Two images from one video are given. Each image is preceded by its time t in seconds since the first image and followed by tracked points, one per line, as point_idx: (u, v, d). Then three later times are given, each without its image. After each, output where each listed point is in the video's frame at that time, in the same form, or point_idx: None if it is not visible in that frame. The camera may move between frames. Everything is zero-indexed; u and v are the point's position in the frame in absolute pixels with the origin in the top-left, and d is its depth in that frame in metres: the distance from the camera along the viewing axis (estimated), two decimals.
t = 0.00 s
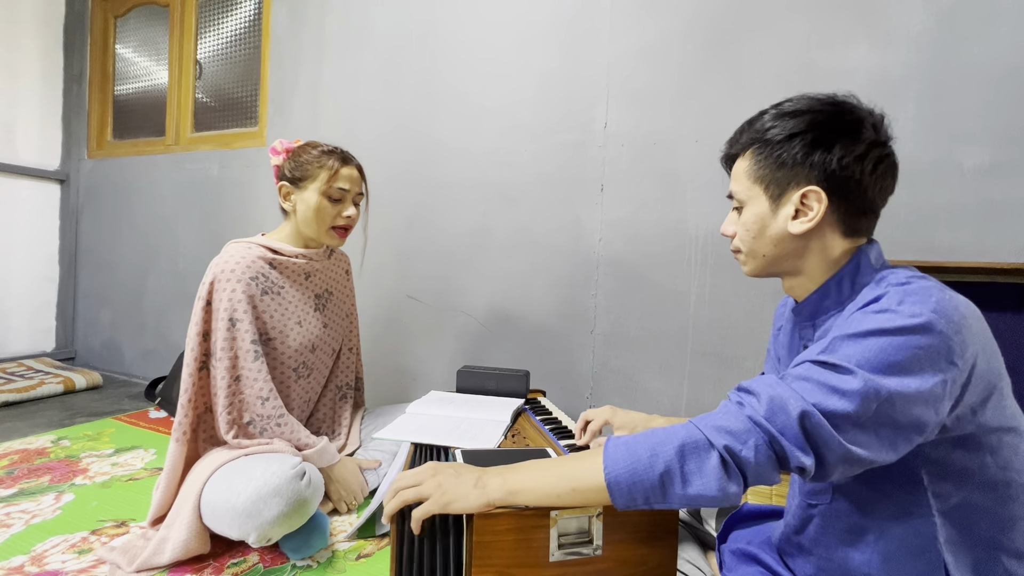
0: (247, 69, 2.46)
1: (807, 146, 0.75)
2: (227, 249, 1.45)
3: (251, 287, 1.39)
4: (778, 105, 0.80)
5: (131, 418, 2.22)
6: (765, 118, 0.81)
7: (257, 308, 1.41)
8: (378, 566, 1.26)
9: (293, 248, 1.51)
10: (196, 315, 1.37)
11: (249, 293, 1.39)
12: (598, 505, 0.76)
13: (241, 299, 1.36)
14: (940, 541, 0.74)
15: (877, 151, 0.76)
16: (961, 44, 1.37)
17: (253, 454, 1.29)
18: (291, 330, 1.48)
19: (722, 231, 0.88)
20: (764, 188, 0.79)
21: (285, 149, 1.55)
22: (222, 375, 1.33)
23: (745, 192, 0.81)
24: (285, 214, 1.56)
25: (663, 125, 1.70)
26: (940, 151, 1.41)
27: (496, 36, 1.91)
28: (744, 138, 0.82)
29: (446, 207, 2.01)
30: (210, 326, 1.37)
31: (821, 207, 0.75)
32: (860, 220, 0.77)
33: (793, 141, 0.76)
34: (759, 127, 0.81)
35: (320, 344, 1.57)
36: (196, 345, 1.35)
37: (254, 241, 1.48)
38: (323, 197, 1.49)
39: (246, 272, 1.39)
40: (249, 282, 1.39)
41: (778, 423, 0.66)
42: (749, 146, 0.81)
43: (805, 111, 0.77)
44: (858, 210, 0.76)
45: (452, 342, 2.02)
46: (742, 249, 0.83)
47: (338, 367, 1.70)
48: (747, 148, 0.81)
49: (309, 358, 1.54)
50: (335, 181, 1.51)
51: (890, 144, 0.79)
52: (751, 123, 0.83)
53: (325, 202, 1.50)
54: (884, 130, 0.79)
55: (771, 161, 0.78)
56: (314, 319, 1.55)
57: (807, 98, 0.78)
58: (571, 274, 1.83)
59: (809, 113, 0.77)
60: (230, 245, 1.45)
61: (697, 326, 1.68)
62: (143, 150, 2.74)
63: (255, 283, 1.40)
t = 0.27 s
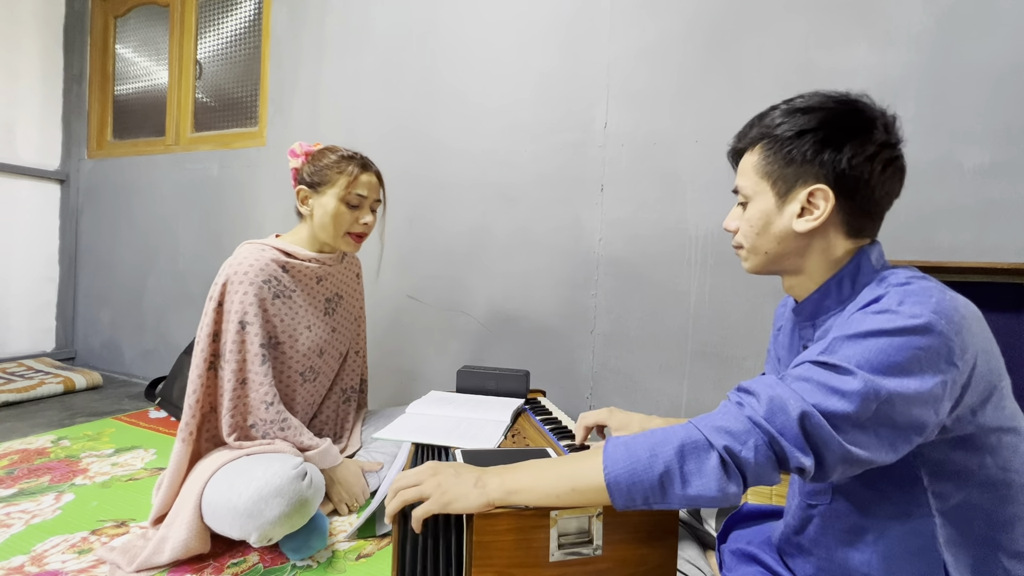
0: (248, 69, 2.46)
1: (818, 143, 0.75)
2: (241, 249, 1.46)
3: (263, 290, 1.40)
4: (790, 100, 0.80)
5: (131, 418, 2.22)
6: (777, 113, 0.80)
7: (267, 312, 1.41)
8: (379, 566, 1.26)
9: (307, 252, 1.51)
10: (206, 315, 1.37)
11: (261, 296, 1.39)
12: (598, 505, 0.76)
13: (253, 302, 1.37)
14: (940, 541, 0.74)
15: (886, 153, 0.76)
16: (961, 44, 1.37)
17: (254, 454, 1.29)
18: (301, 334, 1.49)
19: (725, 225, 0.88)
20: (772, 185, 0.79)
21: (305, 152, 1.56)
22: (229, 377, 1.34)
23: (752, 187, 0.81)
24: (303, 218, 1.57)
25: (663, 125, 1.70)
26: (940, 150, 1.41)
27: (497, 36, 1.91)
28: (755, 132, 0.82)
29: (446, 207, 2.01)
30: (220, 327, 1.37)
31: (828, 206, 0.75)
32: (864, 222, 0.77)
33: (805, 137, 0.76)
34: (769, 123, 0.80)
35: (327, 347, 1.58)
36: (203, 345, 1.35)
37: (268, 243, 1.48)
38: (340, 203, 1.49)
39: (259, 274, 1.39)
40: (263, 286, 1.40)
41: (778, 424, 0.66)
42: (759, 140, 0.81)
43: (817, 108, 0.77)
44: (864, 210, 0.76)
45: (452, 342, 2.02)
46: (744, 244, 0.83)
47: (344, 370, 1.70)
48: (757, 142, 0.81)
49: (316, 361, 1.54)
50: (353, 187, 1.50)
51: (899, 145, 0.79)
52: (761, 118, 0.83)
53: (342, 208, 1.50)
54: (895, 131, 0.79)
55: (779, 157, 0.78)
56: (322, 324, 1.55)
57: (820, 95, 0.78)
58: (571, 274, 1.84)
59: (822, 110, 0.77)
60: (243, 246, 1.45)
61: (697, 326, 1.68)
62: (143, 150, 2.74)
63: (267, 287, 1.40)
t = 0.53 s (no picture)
0: (248, 69, 2.46)
1: (829, 141, 0.75)
2: (253, 249, 1.46)
3: (273, 291, 1.40)
4: (803, 96, 0.79)
5: (131, 418, 2.22)
6: (788, 108, 0.80)
7: (276, 314, 1.41)
8: (379, 566, 1.25)
9: (320, 256, 1.52)
10: (216, 314, 1.38)
11: (270, 298, 1.39)
12: (598, 506, 0.76)
13: (262, 304, 1.37)
14: (940, 542, 0.74)
15: (898, 154, 0.76)
16: (962, 43, 1.37)
17: (255, 453, 1.29)
18: (308, 337, 1.48)
19: (731, 219, 0.88)
20: (780, 182, 0.78)
21: (324, 155, 1.54)
22: (234, 377, 1.34)
23: (760, 182, 0.81)
24: (318, 221, 1.57)
25: (663, 125, 1.70)
26: (940, 150, 1.41)
27: (497, 36, 1.91)
28: (766, 126, 0.82)
29: (446, 207, 2.01)
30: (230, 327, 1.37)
31: (835, 205, 0.75)
32: (871, 224, 0.77)
33: (816, 135, 0.75)
34: (781, 118, 0.80)
35: (333, 350, 1.57)
36: (212, 343, 1.35)
37: (281, 244, 1.48)
38: (356, 210, 1.49)
39: (271, 276, 1.39)
40: (273, 288, 1.39)
41: (779, 426, 0.66)
42: (770, 135, 0.81)
43: (830, 104, 0.77)
44: (871, 211, 0.76)
45: (452, 342, 2.02)
46: (749, 240, 0.83)
47: (349, 373, 1.69)
48: (767, 137, 0.81)
49: (322, 363, 1.54)
50: (370, 195, 1.50)
51: (912, 147, 0.79)
52: (773, 112, 0.83)
53: (358, 215, 1.50)
54: (909, 132, 0.78)
55: (790, 154, 0.77)
56: (330, 328, 1.55)
57: (835, 91, 0.78)
58: (571, 274, 1.83)
59: (835, 106, 0.76)
60: (257, 246, 1.45)
61: (697, 326, 1.68)
62: (143, 150, 2.74)
63: (278, 288, 1.40)
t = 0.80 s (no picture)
0: (248, 69, 2.46)
1: (827, 143, 0.75)
2: (267, 250, 1.47)
3: (285, 292, 1.40)
4: (800, 96, 0.80)
5: (131, 418, 2.22)
6: (785, 109, 0.80)
7: (285, 315, 1.41)
8: (379, 566, 1.25)
9: (332, 260, 1.52)
10: (225, 312, 1.38)
11: (280, 299, 1.39)
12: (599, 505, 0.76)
13: (273, 306, 1.37)
14: (940, 542, 0.74)
15: (896, 155, 0.76)
16: (961, 44, 1.37)
17: (257, 453, 1.30)
18: (315, 339, 1.48)
19: (728, 220, 0.88)
20: (778, 184, 0.79)
21: (344, 159, 1.55)
22: (240, 376, 1.34)
23: (758, 184, 0.81)
24: (332, 225, 1.57)
25: (663, 125, 1.70)
26: (940, 150, 1.41)
27: (497, 36, 1.91)
28: (763, 127, 0.82)
29: (446, 207, 2.01)
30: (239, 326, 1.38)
31: (834, 207, 0.75)
32: (870, 224, 0.77)
33: (814, 136, 0.76)
34: (778, 119, 0.80)
35: (339, 352, 1.57)
36: (222, 340, 1.35)
37: (294, 245, 1.49)
38: (372, 218, 1.49)
39: (283, 276, 1.40)
40: (285, 289, 1.40)
41: (779, 425, 0.66)
42: (767, 136, 0.81)
43: (827, 105, 0.77)
44: (869, 211, 0.76)
45: (452, 342, 2.02)
46: (747, 241, 0.83)
47: (353, 377, 1.69)
48: (765, 138, 0.81)
49: (328, 366, 1.54)
50: (387, 204, 1.50)
51: (909, 148, 0.79)
52: (770, 113, 0.83)
53: (374, 223, 1.50)
54: (906, 133, 0.79)
55: (789, 155, 0.77)
56: (337, 330, 1.55)
57: (831, 92, 0.78)
58: (571, 274, 1.83)
59: (832, 107, 0.76)
60: (270, 246, 1.46)
61: (697, 326, 1.68)
62: (143, 150, 2.74)
63: (290, 289, 1.41)
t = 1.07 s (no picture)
0: (248, 69, 2.46)
1: (825, 142, 0.75)
2: (276, 251, 1.48)
3: (291, 293, 1.40)
4: (798, 97, 0.80)
5: (131, 418, 2.22)
6: (783, 110, 0.80)
7: (290, 316, 1.40)
8: (379, 566, 1.25)
9: (338, 262, 1.52)
10: (231, 312, 1.38)
11: (285, 300, 1.39)
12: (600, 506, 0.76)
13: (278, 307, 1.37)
14: (941, 543, 0.74)
15: (893, 154, 0.76)
16: (962, 44, 1.37)
17: (259, 452, 1.30)
18: (319, 340, 1.48)
19: (728, 221, 0.88)
20: (777, 183, 0.79)
21: (358, 162, 1.54)
22: (243, 376, 1.34)
23: (757, 184, 0.81)
24: (343, 227, 1.57)
25: (663, 125, 1.70)
26: (941, 150, 1.41)
27: (497, 36, 1.91)
28: (761, 128, 0.82)
29: (446, 207, 2.01)
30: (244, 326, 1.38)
31: (832, 205, 0.75)
32: (869, 224, 0.77)
33: (812, 136, 0.76)
34: (776, 119, 0.80)
35: (342, 354, 1.57)
36: (228, 339, 1.36)
37: (303, 247, 1.49)
38: (383, 224, 1.49)
39: (289, 278, 1.40)
40: (290, 290, 1.40)
41: (780, 425, 0.66)
42: (765, 137, 0.81)
43: (825, 105, 0.77)
44: (868, 210, 0.76)
45: (452, 342, 2.02)
46: (747, 242, 0.83)
47: (356, 378, 1.68)
48: (763, 139, 0.81)
49: (331, 367, 1.54)
50: (399, 211, 1.50)
51: (907, 147, 0.79)
52: (768, 114, 0.83)
53: (384, 229, 1.50)
54: (903, 132, 0.79)
55: (786, 155, 0.77)
56: (342, 333, 1.55)
57: (829, 93, 0.78)
58: (571, 274, 1.83)
59: (830, 107, 0.76)
60: (279, 248, 1.47)
61: (697, 326, 1.68)
62: (143, 150, 2.74)
63: (297, 290, 1.41)
